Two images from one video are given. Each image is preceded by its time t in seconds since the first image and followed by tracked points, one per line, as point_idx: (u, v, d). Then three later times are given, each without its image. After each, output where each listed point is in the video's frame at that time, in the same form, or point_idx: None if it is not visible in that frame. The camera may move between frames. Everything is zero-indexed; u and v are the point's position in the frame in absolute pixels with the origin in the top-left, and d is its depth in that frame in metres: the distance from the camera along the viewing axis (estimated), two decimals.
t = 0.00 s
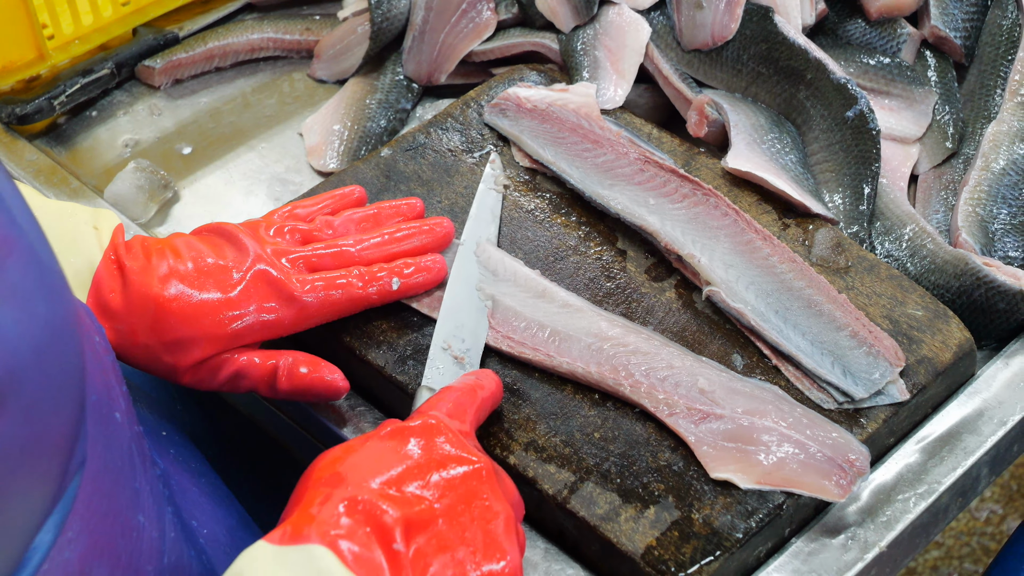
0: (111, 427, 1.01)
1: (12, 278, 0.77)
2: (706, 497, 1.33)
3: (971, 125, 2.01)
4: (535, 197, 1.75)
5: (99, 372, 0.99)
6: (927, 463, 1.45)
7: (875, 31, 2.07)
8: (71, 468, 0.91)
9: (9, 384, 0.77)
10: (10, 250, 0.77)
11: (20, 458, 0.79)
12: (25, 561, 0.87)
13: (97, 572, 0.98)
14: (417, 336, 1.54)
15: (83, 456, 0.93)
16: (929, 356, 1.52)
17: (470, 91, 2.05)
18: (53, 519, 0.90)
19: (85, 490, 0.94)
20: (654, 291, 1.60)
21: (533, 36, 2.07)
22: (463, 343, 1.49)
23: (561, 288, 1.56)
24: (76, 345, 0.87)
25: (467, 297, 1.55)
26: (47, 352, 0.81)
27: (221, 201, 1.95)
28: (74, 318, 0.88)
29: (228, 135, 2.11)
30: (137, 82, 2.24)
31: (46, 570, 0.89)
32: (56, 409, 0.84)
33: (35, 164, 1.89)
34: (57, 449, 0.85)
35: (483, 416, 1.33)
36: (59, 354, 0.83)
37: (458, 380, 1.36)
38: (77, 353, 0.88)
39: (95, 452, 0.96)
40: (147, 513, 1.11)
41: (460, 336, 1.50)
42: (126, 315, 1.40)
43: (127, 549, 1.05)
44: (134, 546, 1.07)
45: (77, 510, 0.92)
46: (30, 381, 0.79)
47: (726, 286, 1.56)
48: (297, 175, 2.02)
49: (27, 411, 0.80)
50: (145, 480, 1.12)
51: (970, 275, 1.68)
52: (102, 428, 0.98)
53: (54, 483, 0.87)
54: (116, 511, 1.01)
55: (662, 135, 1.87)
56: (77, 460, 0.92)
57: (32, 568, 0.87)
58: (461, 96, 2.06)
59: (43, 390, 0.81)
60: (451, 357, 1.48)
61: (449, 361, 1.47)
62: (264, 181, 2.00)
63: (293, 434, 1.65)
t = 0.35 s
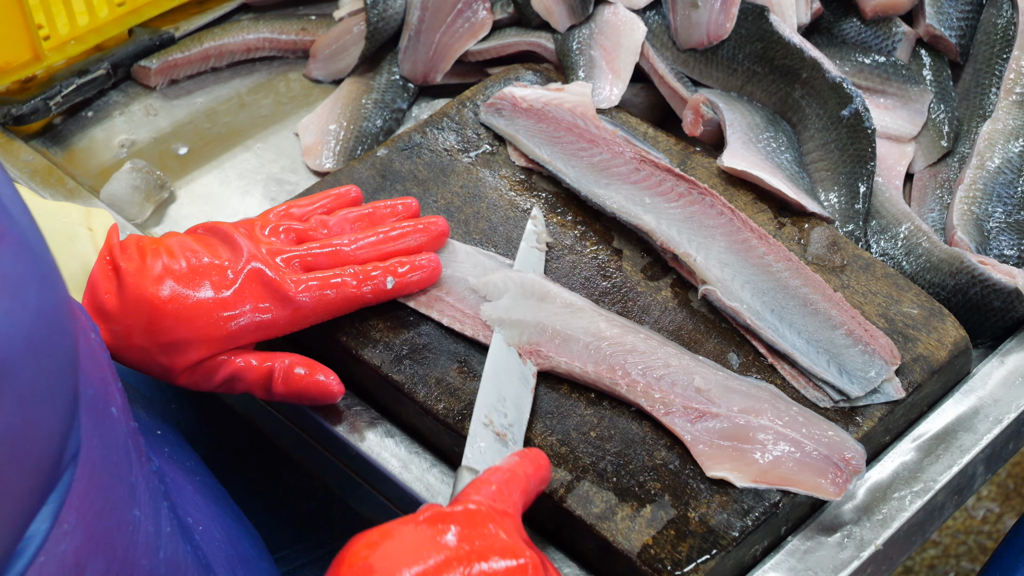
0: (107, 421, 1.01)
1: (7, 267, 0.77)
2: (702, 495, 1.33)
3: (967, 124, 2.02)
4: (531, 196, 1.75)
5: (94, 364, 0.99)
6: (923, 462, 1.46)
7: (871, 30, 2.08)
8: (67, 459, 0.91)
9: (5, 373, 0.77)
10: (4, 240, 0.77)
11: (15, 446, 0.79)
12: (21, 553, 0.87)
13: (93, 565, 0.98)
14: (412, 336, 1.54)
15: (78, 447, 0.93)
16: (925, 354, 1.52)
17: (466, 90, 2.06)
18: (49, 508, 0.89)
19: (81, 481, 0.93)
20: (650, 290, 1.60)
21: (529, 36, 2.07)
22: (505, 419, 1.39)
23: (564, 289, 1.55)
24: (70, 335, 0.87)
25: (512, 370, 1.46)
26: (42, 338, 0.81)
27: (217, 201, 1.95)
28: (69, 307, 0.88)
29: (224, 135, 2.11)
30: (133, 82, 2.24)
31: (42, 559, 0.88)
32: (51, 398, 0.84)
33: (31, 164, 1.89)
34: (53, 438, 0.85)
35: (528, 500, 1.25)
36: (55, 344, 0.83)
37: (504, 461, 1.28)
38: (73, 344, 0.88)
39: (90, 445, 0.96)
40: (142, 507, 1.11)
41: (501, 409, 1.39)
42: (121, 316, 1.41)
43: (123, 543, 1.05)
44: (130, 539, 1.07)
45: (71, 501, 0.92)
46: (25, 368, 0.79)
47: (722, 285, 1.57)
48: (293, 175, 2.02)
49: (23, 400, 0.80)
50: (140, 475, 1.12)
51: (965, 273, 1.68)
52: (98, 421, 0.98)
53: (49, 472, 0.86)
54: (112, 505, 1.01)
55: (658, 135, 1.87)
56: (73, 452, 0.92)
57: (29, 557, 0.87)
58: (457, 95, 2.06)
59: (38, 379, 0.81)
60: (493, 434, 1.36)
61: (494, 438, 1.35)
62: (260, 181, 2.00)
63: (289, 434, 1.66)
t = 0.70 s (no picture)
0: (98, 421, 1.02)
1: None
2: (698, 497, 1.33)
3: (962, 124, 2.02)
4: (526, 197, 1.75)
5: (80, 365, 1.01)
6: (918, 462, 1.46)
7: (865, 31, 2.08)
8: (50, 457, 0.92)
9: None
10: None
11: None
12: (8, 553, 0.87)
13: (85, 566, 0.98)
14: (407, 338, 1.54)
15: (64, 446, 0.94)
16: (920, 354, 1.52)
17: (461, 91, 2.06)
18: (36, 506, 0.89)
19: (69, 481, 0.94)
20: (645, 291, 1.60)
21: (524, 37, 2.08)
22: (562, 540, 1.27)
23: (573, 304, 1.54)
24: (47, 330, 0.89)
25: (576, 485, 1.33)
26: (20, 331, 0.84)
27: (213, 203, 1.95)
28: (50, 305, 0.90)
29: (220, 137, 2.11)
30: (128, 84, 2.24)
31: (33, 558, 0.89)
32: (31, 391, 0.86)
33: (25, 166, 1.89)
34: (32, 433, 0.86)
35: None
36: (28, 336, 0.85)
37: None
38: (55, 341, 0.91)
39: (80, 444, 0.97)
40: (133, 509, 1.10)
41: (562, 529, 1.28)
42: (115, 290, 1.43)
43: (115, 545, 1.05)
44: (122, 541, 1.07)
45: (59, 500, 0.92)
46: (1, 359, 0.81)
47: (717, 285, 1.57)
48: (288, 177, 2.02)
49: None
50: (132, 477, 1.12)
51: (960, 273, 1.68)
52: (85, 422, 0.99)
53: (33, 468, 0.87)
54: (103, 505, 1.01)
55: (653, 136, 1.87)
56: (58, 449, 0.93)
57: (18, 555, 0.87)
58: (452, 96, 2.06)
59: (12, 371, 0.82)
60: (547, 557, 1.26)
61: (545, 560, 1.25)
62: (255, 182, 2.00)
63: (284, 436, 1.66)
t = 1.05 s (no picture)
0: (89, 433, 1.03)
1: None
2: (693, 496, 1.33)
3: (956, 123, 2.02)
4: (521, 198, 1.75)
5: (66, 377, 1.01)
6: (913, 461, 1.46)
7: (859, 30, 2.08)
8: (35, 470, 0.91)
9: None
10: None
11: None
12: None
13: None
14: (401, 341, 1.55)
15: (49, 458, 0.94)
16: (915, 354, 1.52)
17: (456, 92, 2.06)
18: (20, 518, 0.88)
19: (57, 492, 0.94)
20: (640, 291, 1.60)
21: (518, 37, 2.08)
22: (482, 502, 1.18)
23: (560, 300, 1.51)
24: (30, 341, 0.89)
25: (504, 445, 1.26)
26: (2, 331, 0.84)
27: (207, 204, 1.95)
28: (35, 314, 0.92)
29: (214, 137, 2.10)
30: (122, 86, 2.24)
31: (22, 569, 0.88)
32: (15, 402, 0.85)
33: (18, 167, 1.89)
34: (18, 447, 0.86)
35: None
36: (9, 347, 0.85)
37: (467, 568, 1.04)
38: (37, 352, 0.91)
39: (68, 455, 0.97)
40: (127, 521, 1.10)
41: (482, 492, 1.19)
42: (274, 270, 1.42)
43: (109, 557, 1.04)
44: (117, 554, 1.06)
45: (46, 513, 0.92)
46: None
47: (712, 285, 1.57)
48: (283, 178, 2.02)
49: None
50: (126, 487, 1.12)
51: (954, 272, 1.69)
52: (72, 434, 0.98)
53: (16, 482, 0.87)
54: (94, 518, 1.01)
55: (647, 136, 1.87)
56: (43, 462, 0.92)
57: (5, 564, 0.85)
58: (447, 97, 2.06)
59: None
60: (465, 521, 1.16)
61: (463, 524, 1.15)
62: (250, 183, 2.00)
63: (280, 437, 1.66)
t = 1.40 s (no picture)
0: (84, 423, 1.03)
1: None
2: (691, 495, 1.32)
3: (954, 122, 2.02)
4: (518, 197, 1.75)
5: (62, 370, 1.01)
6: (911, 459, 1.45)
7: (857, 29, 2.09)
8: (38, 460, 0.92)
9: None
10: None
11: None
12: None
13: (74, 569, 0.98)
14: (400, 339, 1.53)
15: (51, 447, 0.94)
16: (913, 352, 1.52)
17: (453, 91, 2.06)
18: (22, 507, 0.87)
19: (57, 483, 0.95)
20: (638, 290, 1.60)
21: (515, 36, 2.08)
22: (355, 509, 1.27)
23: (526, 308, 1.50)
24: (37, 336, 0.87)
25: (373, 463, 1.33)
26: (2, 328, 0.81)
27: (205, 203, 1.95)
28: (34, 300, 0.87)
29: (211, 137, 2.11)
30: (119, 85, 2.25)
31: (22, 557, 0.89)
32: (19, 397, 0.83)
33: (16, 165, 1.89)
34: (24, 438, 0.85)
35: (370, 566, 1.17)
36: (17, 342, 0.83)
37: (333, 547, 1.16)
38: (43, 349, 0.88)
39: (67, 445, 0.97)
40: (123, 510, 1.11)
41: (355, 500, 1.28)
42: (125, 220, 1.44)
43: (106, 546, 1.05)
44: (113, 543, 1.07)
45: (46, 500, 0.92)
46: None
47: (710, 283, 1.57)
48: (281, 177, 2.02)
49: None
50: (122, 478, 1.13)
51: (952, 270, 1.69)
52: (69, 425, 0.99)
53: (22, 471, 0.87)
54: (92, 507, 1.02)
55: (645, 135, 1.87)
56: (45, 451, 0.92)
57: (6, 554, 0.84)
58: (444, 96, 2.07)
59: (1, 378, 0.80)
60: (340, 526, 1.25)
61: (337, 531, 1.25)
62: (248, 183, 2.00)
63: (278, 437, 1.65)
